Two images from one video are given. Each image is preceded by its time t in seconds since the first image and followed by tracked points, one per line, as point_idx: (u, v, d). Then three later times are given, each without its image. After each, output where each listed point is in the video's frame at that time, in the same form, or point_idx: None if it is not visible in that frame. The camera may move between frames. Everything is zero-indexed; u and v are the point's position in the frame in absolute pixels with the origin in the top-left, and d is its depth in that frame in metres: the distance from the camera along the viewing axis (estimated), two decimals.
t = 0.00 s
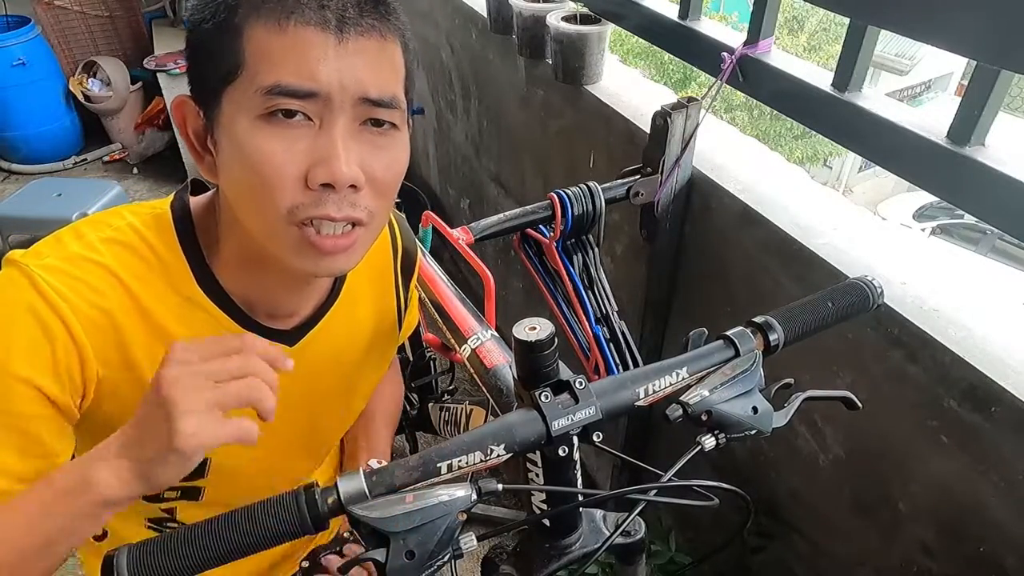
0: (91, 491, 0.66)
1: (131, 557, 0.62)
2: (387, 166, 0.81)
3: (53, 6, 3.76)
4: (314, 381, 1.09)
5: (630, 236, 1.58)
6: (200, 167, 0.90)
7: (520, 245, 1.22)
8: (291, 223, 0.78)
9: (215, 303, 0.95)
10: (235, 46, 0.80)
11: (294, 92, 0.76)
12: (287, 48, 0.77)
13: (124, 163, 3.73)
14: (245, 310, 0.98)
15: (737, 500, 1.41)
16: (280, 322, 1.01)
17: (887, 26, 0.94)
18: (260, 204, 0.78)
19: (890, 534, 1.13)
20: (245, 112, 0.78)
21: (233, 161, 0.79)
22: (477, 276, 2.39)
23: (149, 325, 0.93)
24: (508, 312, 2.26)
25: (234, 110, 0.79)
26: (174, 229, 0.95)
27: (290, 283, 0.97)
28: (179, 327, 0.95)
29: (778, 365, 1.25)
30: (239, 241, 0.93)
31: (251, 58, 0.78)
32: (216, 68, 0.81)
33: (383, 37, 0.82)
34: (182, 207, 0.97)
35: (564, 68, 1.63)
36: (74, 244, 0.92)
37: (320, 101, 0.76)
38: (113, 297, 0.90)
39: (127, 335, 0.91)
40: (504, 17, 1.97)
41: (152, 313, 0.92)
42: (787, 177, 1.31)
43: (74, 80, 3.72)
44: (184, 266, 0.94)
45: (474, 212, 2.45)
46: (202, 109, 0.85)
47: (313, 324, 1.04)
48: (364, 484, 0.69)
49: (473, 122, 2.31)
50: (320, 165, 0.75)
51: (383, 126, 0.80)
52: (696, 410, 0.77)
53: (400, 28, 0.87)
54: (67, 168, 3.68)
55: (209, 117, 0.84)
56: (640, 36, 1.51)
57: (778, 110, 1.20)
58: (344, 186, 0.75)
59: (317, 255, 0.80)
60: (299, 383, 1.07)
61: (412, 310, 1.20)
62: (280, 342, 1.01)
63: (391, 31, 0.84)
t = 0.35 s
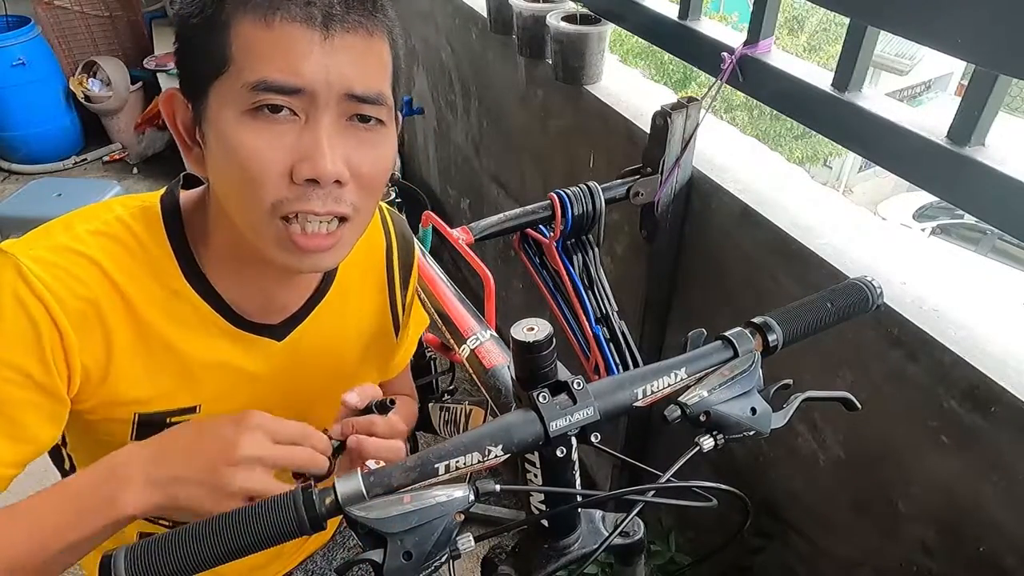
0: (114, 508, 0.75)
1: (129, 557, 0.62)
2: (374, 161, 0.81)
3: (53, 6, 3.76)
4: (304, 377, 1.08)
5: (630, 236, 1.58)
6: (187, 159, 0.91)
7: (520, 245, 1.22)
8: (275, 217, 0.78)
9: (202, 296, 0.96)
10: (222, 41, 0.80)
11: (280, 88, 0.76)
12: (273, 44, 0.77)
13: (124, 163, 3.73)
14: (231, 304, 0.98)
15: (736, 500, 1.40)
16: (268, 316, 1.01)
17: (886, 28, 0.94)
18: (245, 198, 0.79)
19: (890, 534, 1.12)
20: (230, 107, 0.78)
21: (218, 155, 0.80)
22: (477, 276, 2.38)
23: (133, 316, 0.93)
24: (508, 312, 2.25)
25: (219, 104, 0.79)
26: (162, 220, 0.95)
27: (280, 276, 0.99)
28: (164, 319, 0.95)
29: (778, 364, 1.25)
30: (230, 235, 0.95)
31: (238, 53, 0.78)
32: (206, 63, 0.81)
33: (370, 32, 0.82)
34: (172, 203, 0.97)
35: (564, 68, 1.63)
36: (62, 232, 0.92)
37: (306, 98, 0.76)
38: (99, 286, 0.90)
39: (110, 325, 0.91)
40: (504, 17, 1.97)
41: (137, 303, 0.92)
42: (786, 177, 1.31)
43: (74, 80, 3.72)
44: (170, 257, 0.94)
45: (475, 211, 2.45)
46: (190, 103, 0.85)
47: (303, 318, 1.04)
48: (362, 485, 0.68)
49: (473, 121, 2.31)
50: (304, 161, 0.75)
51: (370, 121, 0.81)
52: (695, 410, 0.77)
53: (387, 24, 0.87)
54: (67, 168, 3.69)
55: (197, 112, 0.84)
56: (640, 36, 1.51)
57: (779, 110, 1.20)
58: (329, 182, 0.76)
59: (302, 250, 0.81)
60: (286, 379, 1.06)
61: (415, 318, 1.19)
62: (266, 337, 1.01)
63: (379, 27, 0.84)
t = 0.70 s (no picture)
0: (97, 439, 0.62)
1: (130, 557, 0.62)
2: (368, 151, 0.82)
3: (53, 6, 3.76)
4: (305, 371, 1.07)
5: (630, 236, 1.58)
6: (181, 152, 0.90)
7: (520, 245, 1.22)
8: (270, 205, 0.78)
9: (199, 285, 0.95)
10: (213, 31, 0.80)
11: (272, 77, 0.76)
12: (264, 32, 0.77)
13: (124, 163, 3.73)
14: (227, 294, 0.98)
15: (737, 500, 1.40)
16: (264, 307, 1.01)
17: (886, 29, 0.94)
18: (239, 185, 0.78)
19: (890, 534, 1.12)
20: (223, 95, 0.78)
21: (212, 144, 0.80)
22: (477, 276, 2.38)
23: (135, 305, 0.92)
24: (507, 312, 2.25)
25: (212, 92, 0.80)
26: (159, 210, 0.95)
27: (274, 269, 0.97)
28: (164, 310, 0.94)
29: (778, 364, 1.25)
30: (223, 228, 0.93)
31: (229, 42, 0.79)
32: (198, 55, 0.81)
33: (360, 21, 0.82)
34: (168, 193, 0.97)
35: (564, 68, 1.63)
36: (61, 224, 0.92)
37: (298, 85, 0.76)
38: (101, 274, 0.90)
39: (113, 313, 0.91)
40: (504, 17, 1.97)
41: (138, 292, 0.92)
42: (786, 176, 1.31)
43: (74, 80, 3.72)
44: (167, 247, 0.93)
45: (475, 212, 2.45)
46: (184, 95, 0.86)
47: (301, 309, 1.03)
48: (362, 485, 0.68)
49: (473, 122, 2.30)
50: (297, 148, 0.76)
51: (361, 109, 0.81)
52: (695, 411, 0.77)
53: (377, 13, 0.86)
54: (67, 168, 3.69)
55: (190, 102, 0.84)
56: (640, 36, 1.51)
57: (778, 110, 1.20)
58: (322, 168, 0.76)
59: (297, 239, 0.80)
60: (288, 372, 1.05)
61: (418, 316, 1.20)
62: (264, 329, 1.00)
63: (369, 16, 0.83)
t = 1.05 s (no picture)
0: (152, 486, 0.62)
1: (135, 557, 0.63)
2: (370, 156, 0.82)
3: (53, 6, 3.76)
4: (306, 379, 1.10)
5: (630, 236, 1.58)
6: (180, 162, 0.91)
7: (520, 246, 1.21)
8: (270, 213, 0.78)
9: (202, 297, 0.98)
10: (212, 37, 0.81)
11: (271, 83, 0.77)
12: (262, 37, 0.77)
13: (124, 163, 3.73)
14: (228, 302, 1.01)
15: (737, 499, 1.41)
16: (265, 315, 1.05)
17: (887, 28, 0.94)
18: (240, 194, 0.79)
19: (889, 533, 1.13)
20: (222, 103, 0.79)
21: (212, 152, 0.81)
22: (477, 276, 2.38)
23: (138, 315, 0.95)
24: (508, 312, 2.25)
25: (211, 100, 0.80)
26: (160, 221, 0.99)
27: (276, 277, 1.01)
28: (167, 321, 0.97)
29: (777, 364, 1.25)
30: (222, 236, 0.96)
31: (227, 49, 0.80)
32: (196, 61, 0.83)
33: (360, 24, 0.82)
34: (168, 203, 1.01)
35: (564, 68, 1.65)
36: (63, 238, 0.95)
37: (298, 91, 0.76)
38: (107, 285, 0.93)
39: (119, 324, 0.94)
40: (504, 17, 1.99)
41: (141, 304, 0.95)
42: (787, 176, 1.31)
43: (74, 80, 3.72)
44: (168, 257, 0.97)
45: (475, 212, 2.45)
46: (181, 103, 0.87)
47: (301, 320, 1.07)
48: (364, 484, 0.69)
49: (473, 121, 2.31)
50: (298, 154, 0.75)
51: (363, 114, 0.81)
52: (696, 410, 0.77)
53: (377, 18, 0.87)
54: (67, 168, 3.68)
55: (189, 110, 0.85)
56: (640, 36, 1.51)
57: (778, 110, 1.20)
58: (323, 175, 0.74)
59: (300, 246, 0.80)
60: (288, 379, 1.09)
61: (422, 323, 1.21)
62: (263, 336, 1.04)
63: (369, 19, 0.84)
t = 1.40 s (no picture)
0: (172, 516, 0.62)
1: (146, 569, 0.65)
2: (370, 166, 0.82)
3: (53, 6, 3.76)
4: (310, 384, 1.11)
5: (630, 236, 1.58)
6: (179, 173, 0.91)
7: (521, 245, 1.22)
8: (271, 226, 0.79)
9: (207, 307, 0.99)
10: (208, 48, 0.81)
11: (269, 95, 0.76)
12: (260, 48, 0.77)
13: (124, 163, 3.72)
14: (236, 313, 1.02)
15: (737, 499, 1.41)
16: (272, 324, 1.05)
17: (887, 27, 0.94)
18: (240, 208, 0.79)
19: (890, 533, 1.13)
20: (220, 117, 0.79)
21: (211, 166, 0.80)
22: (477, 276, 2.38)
23: (142, 325, 0.95)
24: (508, 312, 2.25)
25: (209, 112, 0.80)
26: (162, 230, 0.98)
27: (279, 287, 1.01)
28: (171, 330, 0.98)
29: (777, 364, 1.26)
30: (224, 246, 0.97)
31: (224, 61, 0.79)
32: (194, 70, 0.82)
33: (360, 32, 0.83)
34: (170, 211, 1.01)
35: (564, 68, 1.65)
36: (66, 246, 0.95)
37: (297, 103, 0.76)
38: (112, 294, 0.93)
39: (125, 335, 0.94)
40: (504, 17, 1.99)
41: (145, 314, 0.95)
42: (787, 176, 1.31)
43: (74, 80, 3.72)
44: (172, 266, 0.97)
45: (475, 212, 2.45)
46: (179, 113, 0.86)
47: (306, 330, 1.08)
48: (365, 484, 0.68)
49: (473, 121, 2.31)
50: (298, 168, 0.75)
51: (364, 125, 0.81)
52: (696, 410, 0.78)
53: (377, 23, 0.87)
54: (67, 168, 3.68)
55: (187, 121, 0.85)
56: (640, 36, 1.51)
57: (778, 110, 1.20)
58: (325, 188, 0.76)
59: (302, 258, 0.81)
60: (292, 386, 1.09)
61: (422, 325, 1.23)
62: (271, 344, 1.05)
63: (369, 26, 0.85)
